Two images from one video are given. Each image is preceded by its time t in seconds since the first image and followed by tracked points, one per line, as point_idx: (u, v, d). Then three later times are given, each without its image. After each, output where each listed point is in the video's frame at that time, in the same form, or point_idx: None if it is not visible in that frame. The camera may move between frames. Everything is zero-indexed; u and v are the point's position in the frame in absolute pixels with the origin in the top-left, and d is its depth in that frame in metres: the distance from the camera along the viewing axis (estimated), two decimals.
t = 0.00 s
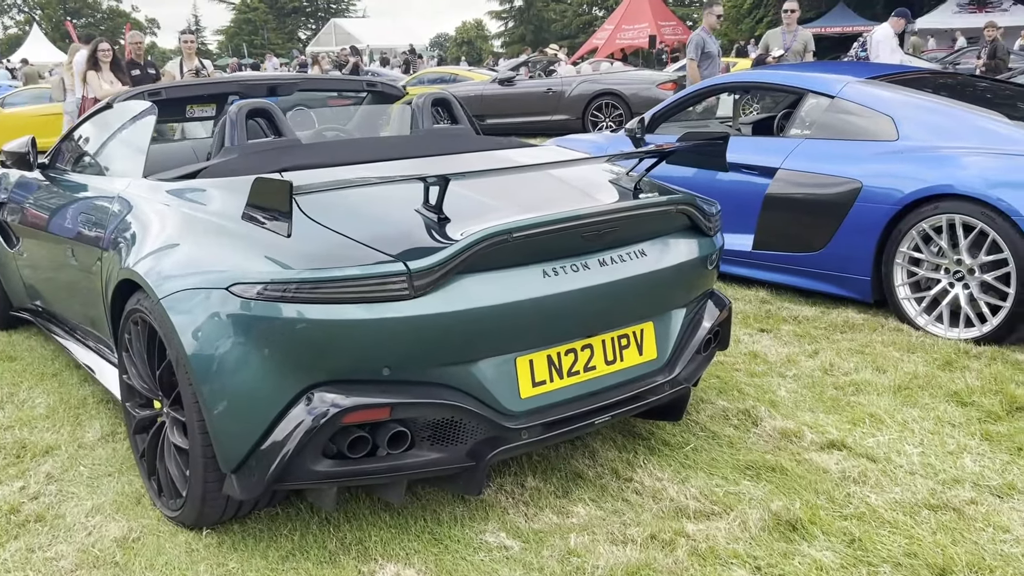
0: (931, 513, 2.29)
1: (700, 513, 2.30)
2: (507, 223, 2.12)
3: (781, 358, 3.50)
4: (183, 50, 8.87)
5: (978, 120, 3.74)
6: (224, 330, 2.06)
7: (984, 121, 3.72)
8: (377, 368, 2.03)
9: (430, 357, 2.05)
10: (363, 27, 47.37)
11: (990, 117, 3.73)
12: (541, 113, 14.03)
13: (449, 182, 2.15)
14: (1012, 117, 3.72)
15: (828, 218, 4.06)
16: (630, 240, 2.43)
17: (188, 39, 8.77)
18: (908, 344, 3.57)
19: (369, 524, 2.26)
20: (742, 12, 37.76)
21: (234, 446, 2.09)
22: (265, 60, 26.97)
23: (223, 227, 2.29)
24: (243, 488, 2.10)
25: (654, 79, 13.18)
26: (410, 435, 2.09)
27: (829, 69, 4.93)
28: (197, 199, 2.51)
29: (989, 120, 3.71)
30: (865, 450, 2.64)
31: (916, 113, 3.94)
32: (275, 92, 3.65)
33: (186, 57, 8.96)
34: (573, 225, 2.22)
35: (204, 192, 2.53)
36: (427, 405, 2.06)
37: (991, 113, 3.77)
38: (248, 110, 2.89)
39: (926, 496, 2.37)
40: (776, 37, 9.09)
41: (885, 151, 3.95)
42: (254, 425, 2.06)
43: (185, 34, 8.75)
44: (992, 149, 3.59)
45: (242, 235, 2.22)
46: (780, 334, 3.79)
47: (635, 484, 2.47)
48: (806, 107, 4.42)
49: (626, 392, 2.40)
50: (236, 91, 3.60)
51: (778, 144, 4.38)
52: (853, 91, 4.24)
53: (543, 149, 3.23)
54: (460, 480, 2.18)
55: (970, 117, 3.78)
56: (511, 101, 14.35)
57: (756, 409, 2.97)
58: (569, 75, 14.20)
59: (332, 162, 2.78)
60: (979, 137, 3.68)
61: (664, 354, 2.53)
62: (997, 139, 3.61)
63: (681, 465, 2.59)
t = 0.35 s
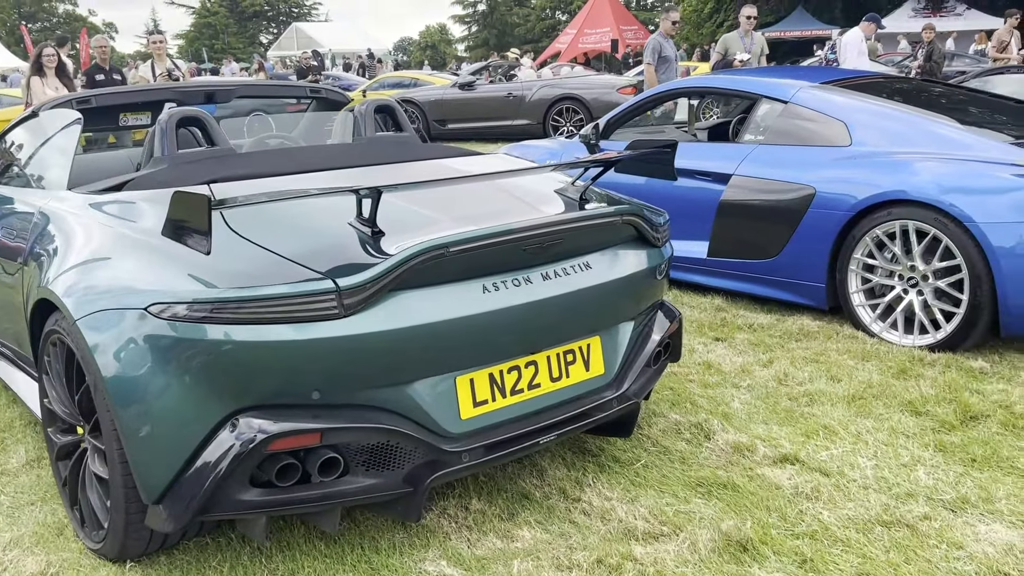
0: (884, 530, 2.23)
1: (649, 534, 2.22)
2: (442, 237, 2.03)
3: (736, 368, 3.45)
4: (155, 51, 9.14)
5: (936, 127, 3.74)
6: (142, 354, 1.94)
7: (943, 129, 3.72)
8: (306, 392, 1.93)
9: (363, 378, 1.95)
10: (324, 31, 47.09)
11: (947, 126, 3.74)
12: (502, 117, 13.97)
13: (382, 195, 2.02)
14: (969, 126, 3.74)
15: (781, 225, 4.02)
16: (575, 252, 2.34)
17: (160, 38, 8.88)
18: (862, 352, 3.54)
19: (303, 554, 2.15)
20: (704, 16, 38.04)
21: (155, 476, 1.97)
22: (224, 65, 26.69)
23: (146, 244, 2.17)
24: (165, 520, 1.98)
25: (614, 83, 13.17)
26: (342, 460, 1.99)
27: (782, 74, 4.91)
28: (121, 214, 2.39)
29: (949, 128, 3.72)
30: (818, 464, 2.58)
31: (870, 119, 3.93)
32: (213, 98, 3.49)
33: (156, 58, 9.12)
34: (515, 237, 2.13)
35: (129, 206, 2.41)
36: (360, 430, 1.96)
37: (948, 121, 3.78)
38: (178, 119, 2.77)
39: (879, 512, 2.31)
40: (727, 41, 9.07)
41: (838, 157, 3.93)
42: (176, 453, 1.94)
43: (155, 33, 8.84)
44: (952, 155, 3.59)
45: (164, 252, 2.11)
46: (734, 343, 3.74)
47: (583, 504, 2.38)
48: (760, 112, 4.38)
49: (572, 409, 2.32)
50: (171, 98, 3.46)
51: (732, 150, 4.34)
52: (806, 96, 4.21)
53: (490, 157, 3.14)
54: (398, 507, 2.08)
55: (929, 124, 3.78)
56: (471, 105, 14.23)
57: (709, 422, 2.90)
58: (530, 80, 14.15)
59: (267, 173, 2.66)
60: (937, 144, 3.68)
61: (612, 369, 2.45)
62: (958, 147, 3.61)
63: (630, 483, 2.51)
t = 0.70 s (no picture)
0: (821, 558, 2.14)
1: (576, 568, 2.11)
2: (348, 257, 1.91)
3: (679, 384, 3.36)
4: (118, 55, 9.02)
5: (883, 136, 3.69)
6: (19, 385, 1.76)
7: (889, 138, 3.67)
8: (200, 424, 1.79)
9: (262, 409, 1.82)
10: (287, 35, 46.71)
11: (892, 134, 3.69)
12: (461, 123, 13.85)
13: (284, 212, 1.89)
14: (914, 135, 3.69)
15: (728, 235, 3.95)
16: (498, 270, 2.23)
17: (124, 45, 8.76)
18: (807, 366, 3.47)
19: None
20: (667, 20, 38.20)
21: (37, 518, 1.80)
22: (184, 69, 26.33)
23: (34, 265, 2.02)
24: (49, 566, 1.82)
25: (574, 89, 13.11)
26: (242, 497, 1.84)
27: (730, 82, 4.84)
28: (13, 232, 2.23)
29: (895, 137, 3.67)
30: (756, 487, 2.49)
31: (816, 127, 3.86)
32: (133, 108, 3.31)
33: (122, 63, 9.04)
34: (429, 256, 2.01)
35: (23, 224, 2.25)
36: (259, 465, 1.83)
37: (894, 130, 3.73)
38: (85, 129, 2.63)
39: (817, 539, 2.22)
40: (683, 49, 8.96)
41: (785, 165, 3.86)
42: (59, 494, 1.78)
43: (118, 39, 8.71)
44: (898, 165, 3.54)
45: (51, 273, 1.95)
46: (678, 357, 3.65)
47: (510, 535, 2.27)
48: (706, 120, 4.31)
49: (497, 436, 2.19)
50: (87, 107, 3.30)
51: (678, 158, 4.27)
52: (753, 104, 4.14)
53: (421, 167, 3.02)
54: (306, 545, 1.94)
55: (875, 133, 3.72)
56: (430, 110, 14.09)
57: (647, 443, 2.80)
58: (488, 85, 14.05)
59: (176, 185, 2.52)
60: (884, 154, 3.63)
61: (541, 393, 2.32)
62: (904, 157, 3.57)
63: (561, 510, 2.40)
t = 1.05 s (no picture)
0: None
1: None
2: (234, 278, 1.79)
3: (616, 399, 3.27)
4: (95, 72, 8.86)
5: (826, 145, 3.63)
6: None
7: (832, 147, 3.62)
8: (69, 458, 1.64)
9: (139, 442, 1.68)
10: (254, 36, 46.25)
11: (835, 143, 3.63)
12: (423, 126, 13.73)
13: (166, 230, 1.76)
14: (857, 143, 3.64)
15: (671, 245, 3.87)
16: (406, 289, 2.11)
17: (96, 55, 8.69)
18: (748, 381, 3.39)
19: None
20: (635, 24, 38.29)
21: None
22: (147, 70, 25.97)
23: None
24: None
25: (536, 93, 13.03)
26: (119, 536, 1.69)
27: (677, 88, 4.77)
28: None
29: (838, 146, 3.61)
30: (684, 512, 2.40)
31: (759, 136, 3.80)
32: (43, 112, 3.12)
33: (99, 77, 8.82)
34: (326, 274, 1.90)
35: None
36: (137, 502, 1.68)
37: (836, 139, 3.68)
38: None
39: (741, 568, 2.14)
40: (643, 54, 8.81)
41: (726, 175, 3.80)
42: None
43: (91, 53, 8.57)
44: (841, 175, 3.48)
45: None
46: (619, 371, 3.56)
47: (422, 567, 2.16)
48: (649, 128, 4.23)
49: (406, 465, 2.07)
50: None
51: (621, 167, 4.19)
52: (697, 112, 4.06)
53: (342, 177, 2.90)
54: None
55: (818, 141, 3.66)
56: (392, 114, 13.95)
57: (575, 464, 2.70)
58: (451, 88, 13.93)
59: (72, 198, 2.38)
60: (827, 164, 3.57)
61: (456, 417, 2.21)
62: (847, 166, 3.51)
63: (479, 539, 2.29)
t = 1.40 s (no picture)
0: None
1: None
2: (127, 289, 1.67)
3: (566, 410, 3.17)
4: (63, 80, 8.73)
5: (783, 150, 3.55)
6: None
7: (789, 151, 3.54)
8: None
9: (22, 467, 1.53)
10: (228, 35, 45.87)
11: (792, 147, 3.56)
12: (393, 127, 13.61)
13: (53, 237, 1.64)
14: (814, 147, 3.56)
15: (627, 251, 3.78)
16: (324, 301, 1.99)
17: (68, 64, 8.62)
18: (701, 392, 3.30)
19: None
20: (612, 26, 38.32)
21: None
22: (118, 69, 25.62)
23: None
24: None
25: (507, 94, 12.95)
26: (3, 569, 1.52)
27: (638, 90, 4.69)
28: None
29: (795, 150, 3.54)
30: (625, 532, 2.30)
31: (716, 139, 3.72)
32: None
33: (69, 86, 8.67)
34: (232, 285, 1.78)
35: None
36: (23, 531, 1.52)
37: (794, 142, 3.60)
38: None
39: None
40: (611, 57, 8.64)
41: (682, 180, 3.71)
42: None
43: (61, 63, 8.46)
44: (797, 179, 3.40)
45: None
46: (571, 380, 3.45)
47: None
48: (606, 131, 4.14)
49: (325, 487, 1.95)
50: None
51: (577, 170, 4.10)
52: (654, 114, 3.97)
53: (277, 179, 2.78)
54: None
55: (775, 145, 3.59)
56: (362, 115, 13.80)
57: (516, 479, 2.59)
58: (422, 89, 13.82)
59: None
60: (784, 168, 3.49)
61: (381, 435, 2.08)
62: (803, 171, 3.43)
63: (408, 563, 2.17)
